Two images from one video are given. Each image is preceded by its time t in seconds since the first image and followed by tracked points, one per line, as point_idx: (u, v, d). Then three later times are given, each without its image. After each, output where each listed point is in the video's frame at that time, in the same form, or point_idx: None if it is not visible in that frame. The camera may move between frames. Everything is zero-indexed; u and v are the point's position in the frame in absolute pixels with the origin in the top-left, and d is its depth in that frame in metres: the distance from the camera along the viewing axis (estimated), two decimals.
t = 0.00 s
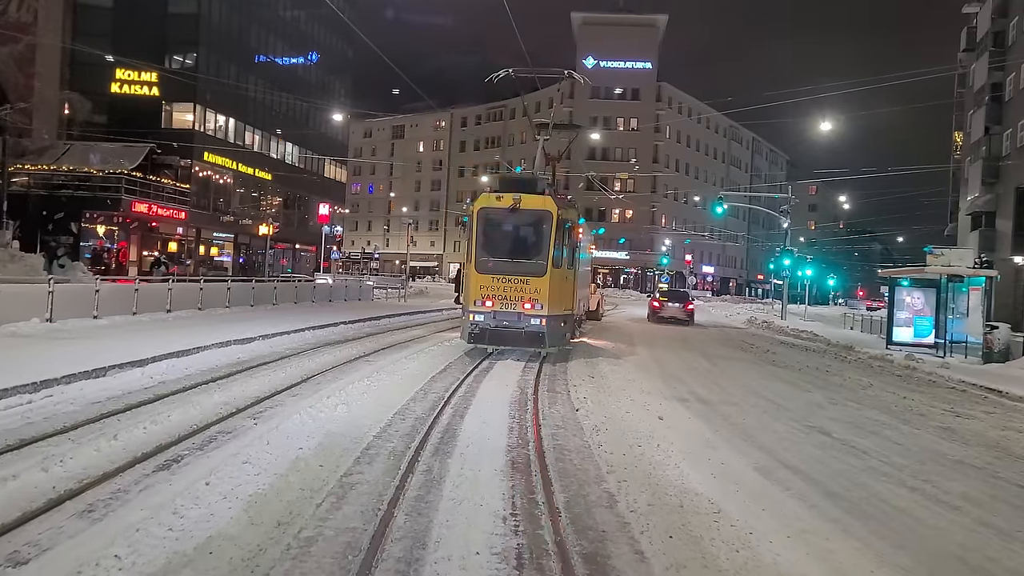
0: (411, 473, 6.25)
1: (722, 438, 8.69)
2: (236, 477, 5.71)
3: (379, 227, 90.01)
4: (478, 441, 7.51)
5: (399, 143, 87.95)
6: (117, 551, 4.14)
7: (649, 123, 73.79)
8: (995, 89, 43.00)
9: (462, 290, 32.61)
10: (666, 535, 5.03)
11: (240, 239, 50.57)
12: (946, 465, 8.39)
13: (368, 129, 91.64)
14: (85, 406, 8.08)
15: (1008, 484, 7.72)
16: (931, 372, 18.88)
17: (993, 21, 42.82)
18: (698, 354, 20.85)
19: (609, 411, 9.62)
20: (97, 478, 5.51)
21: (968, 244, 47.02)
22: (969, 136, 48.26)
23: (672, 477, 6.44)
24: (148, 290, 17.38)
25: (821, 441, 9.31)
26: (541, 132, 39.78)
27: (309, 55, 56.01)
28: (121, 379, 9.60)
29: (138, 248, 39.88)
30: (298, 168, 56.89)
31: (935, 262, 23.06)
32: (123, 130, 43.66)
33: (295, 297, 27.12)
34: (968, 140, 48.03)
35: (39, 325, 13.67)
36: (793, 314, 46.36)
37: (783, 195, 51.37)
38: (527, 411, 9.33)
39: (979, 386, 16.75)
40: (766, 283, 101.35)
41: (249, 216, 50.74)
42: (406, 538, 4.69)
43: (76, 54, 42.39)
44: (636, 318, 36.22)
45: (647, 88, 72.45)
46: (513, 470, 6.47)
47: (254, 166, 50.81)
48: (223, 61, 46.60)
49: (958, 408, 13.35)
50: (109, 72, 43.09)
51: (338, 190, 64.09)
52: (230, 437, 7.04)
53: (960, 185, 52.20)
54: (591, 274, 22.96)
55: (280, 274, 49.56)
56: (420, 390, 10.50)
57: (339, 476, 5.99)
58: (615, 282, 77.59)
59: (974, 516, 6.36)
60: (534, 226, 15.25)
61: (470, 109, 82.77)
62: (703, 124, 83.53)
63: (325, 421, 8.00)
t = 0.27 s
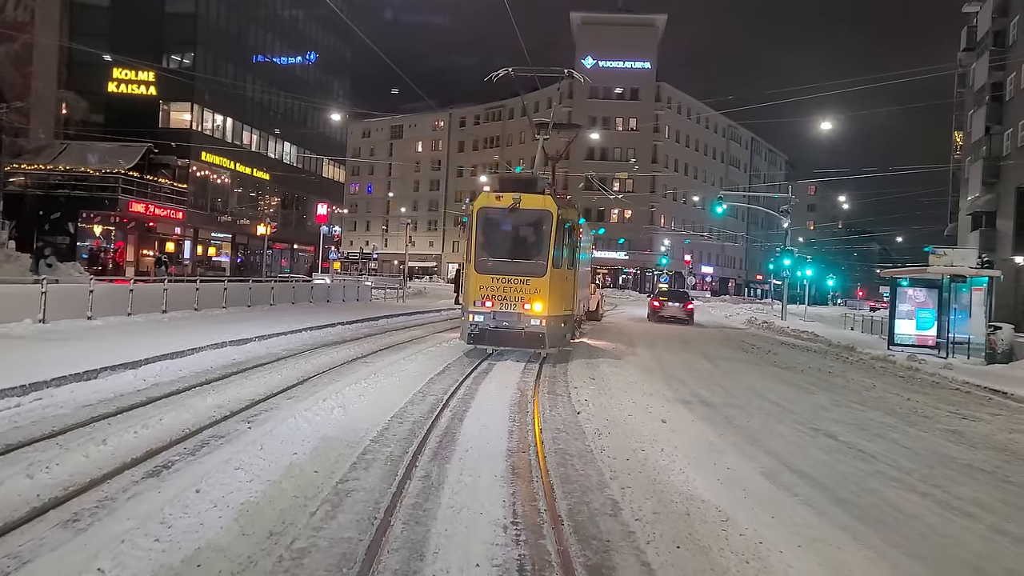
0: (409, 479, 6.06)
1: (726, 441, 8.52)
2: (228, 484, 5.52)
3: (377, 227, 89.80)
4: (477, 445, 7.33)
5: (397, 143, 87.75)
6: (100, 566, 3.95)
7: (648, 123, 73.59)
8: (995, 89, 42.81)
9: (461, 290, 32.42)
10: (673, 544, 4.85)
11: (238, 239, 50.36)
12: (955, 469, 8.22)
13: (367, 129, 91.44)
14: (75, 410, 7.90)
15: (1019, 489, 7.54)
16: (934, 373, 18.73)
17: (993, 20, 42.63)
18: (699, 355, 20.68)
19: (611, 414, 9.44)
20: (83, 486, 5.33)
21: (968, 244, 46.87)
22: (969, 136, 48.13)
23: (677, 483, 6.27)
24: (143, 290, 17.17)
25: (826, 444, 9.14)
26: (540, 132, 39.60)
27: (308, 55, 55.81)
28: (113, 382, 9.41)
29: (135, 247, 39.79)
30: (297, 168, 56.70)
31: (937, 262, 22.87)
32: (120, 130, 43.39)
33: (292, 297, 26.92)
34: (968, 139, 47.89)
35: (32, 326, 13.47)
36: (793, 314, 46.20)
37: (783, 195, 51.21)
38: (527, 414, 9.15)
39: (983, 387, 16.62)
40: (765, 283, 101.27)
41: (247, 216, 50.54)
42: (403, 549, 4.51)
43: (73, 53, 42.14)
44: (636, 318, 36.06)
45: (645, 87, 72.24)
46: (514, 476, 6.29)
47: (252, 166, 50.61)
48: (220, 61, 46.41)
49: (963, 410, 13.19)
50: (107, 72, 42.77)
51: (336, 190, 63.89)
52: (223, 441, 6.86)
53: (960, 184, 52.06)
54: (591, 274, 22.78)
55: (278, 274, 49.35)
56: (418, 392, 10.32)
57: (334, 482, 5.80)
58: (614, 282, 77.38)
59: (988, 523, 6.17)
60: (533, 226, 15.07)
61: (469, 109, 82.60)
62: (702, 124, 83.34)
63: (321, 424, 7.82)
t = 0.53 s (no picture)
0: (408, 487, 5.87)
1: (731, 445, 8.35)
2: (220, 491, 5.35)
3: (376, 227, 89.60)
4: (477, 449, 7.16)
5: (396, 143, 87.55)
6: None
7: (647, 123, 73.34)
8: (995, 88, 42.63)
9: (460, 291, 32.24)
10: (679, 555, 4.69)
11: (236, 239, 50.19)
12: (964, 474, 8.04)
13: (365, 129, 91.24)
14: (64, 413, 7.72)
15: None
16: (937, 374, 18.56)
17: (994, 19, 42.43)
18: (700, 356, 20.51)
19: (613, 417, 9.27)
20: (69, 493, 5.17)
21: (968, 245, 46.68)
22: (969, 136, 47.94)
23: (682, 489, 6.11)
24: (138, 290, 16.99)
25: (832, 447, 8.98)
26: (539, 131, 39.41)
27: (306, 55, 55.59)
28: (103, 384, 9.23)
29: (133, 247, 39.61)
30: (295, 168, 56.51)
31: (938, 262, 22.71)
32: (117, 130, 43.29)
33: (290, 297, 26.73)
34: (969, 139, 47.70)
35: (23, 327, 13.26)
36: (794, 314, 46.04)
37: (783, 195, 51.03)
38: (526, 417, 8.98)
39: (986, 389, 16.44)
40: (764, 284, 101.14)
41: (244, 216, 50.35)
42: (399, 562, 4.34)
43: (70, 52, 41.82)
44: (636, 318, 35.89)
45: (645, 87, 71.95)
46: (514, 482, 6.12)
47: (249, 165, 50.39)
48: (218, 60, 46.21)
49: (968, 412, 13.02)
50: (105, 71, 42.67)
51: (335, 190, 63.72)
52: (216, 446, 6.69)
53: (960, 184, 51.86)
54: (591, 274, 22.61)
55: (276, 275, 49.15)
56: (416, 394, 10.15)
57: (329, 489, 5.64)
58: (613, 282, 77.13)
59: (1002, 531, 6.00)
60: (533, 226, 14.90)
61: (467, 109, 82.42)
62: (701, 124, 83.10)
63: (317, 428, 7.65)
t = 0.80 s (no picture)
0: (405, 493, 5.70)
1: (735, 448, 8.19)
2: (211, 498, 5.19)
3: (375, 227, 89.42)
4: (477, 453, 7.00)
5: (394, 143, 87.38)
6: None
7: (646, 123, 73.15)
8: (995, 88, 42.53)
9: (459, 291, 32.05)
10: (687, 565, 4.51)
11: (234, 239, 50.01)
12: (974, 478, 7.89)
13: (364, 129, 91.05)
14: (55, 416, 7.56)
15: None
16: (940, 375, 18.43)
17: (994, 18, 42.27)
18: (701, 356, 20.38)
19: (614, 420, 9.10)
20: (56, 500, 5.01)
21: (968, 245, 46.54)
22: (969, 136, 47.83)
23: (688, 495, 5.95)
24: (133, 290, 16.81)
25: (838, 450, 8.82)
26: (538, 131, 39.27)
27: (304, 55, 55.44)
28: (96, 386, 9.06)
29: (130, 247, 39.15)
30: (293, 168, 56.35)
31: (940, 262, 22.55)
32: (114, 129, 42.98)
33: (288, 298, 26.58)
34: (969, 139, 47.61)
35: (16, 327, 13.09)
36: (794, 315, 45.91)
37: (783, 195, 50.86)
38: (526, 419, 8.83)
39: (990, 390, 16.30)
40: (763, 284, 101.05)
41: (242, 216, 50.18)
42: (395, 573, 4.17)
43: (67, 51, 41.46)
44: (635, 318, 35.72)
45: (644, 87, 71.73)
46: (515, 488, 5.96)
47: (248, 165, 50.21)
48: (216, 59, 46.06)
49: (974, 414, 12.86)
50: (101, 70, 42.29)
51: (334, 190, 63.57)
52: (208, 450, 6.52)
53: (960, 184, 51.74)
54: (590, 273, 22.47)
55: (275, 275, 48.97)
56: (414, 396, 9.97)
57: (324, 495, 5.47)
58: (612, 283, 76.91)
59: (1017, 538, 5.85)
60: (533, 226, 14.75)
61: (466, 109, 82.27)
62: (700, 124, 82.93)
63: (313, 431, 7.49)
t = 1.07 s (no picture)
0: (403, 499, 5.54)
1: (739, 451, 8.04)
2: (203, 504, 5.04)
3: (373, 227, 89.25)
4: (477, 458, 6.83)
5: (393, 143, 87.18)
6: None
7: (645, 123, 72.97)
8: (995, 88, 42.41)
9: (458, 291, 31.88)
10: None
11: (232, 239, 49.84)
12: (983, 482, 7.73)
13: (363, 129, 90.90)
14: (46, 419, 7.40)
15: None
16: (943, 376, 18.28)
17: (995, 18, 42.13)
18: (702, 356, 20.23)
19: (616, 423, 8.94)
20: (42, 508, 4.85)
21: (968, 245, 46.42)
22: (969, 135, 47.70)
23: (693, 501, 5.81)
24: (129, 291, 16.65)
25: (843, 454, 8.67)
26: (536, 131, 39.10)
27: (303, 54, 55.27)
28: (89, 389, 8.90)
29: (127, 249, 38.80)
30: (292, 168, 56.16)
31: (942, 263, 22.43)
32: (111, 129, 42.89)
33: (285, 298, 26.43)
34: (969, 139, 47.50)
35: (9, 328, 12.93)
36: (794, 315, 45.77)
37: (783, 195, 50.71)
38: (526, 422, 8.68)
39: (993, 391, 16.16)
40: (762, 284, 100.96)
41: (240, 216, 50.00)
42: None
43: (64, 50, 41.34)
44: (635, 318, 35.54)
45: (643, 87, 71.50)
46: (516, 494, 5.79)
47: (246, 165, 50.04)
48: (214, 58, 45.83)
49: (979, 416, 12.70)
50: (98, 69, 42.13)
51: (332, 190, 63.39)
52: (201, 454, 6.37)
53: (960, 184, 51.62)
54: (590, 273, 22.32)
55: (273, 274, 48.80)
56: (412, 398, 9.81)
57: (320, 502, 5.31)
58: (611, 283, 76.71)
59: None
60: (532, 226, 14.59)
61: (465, 108, 82.13)
62: (699, 124, 82.73)
63: (309, 434, 7.33)
